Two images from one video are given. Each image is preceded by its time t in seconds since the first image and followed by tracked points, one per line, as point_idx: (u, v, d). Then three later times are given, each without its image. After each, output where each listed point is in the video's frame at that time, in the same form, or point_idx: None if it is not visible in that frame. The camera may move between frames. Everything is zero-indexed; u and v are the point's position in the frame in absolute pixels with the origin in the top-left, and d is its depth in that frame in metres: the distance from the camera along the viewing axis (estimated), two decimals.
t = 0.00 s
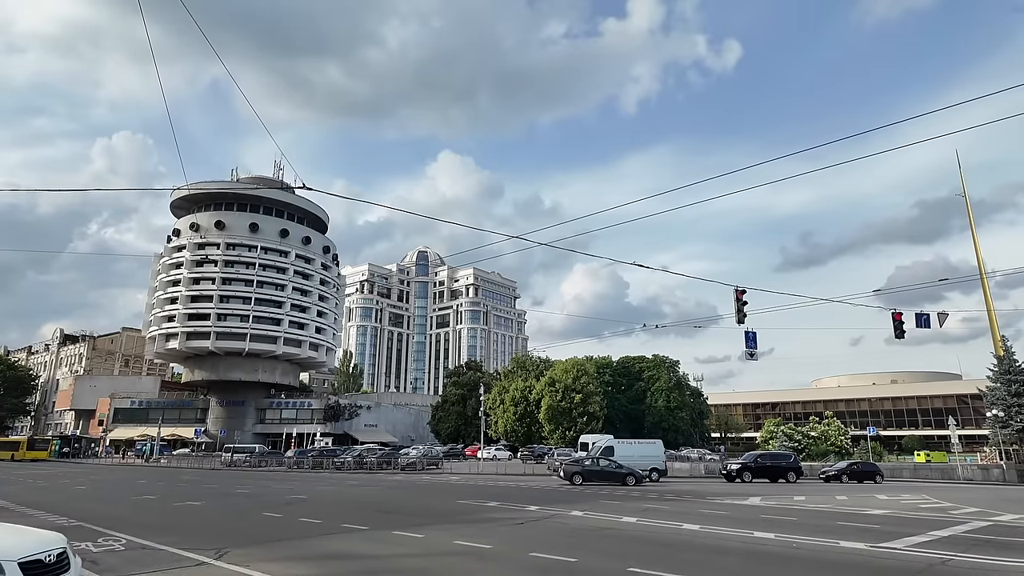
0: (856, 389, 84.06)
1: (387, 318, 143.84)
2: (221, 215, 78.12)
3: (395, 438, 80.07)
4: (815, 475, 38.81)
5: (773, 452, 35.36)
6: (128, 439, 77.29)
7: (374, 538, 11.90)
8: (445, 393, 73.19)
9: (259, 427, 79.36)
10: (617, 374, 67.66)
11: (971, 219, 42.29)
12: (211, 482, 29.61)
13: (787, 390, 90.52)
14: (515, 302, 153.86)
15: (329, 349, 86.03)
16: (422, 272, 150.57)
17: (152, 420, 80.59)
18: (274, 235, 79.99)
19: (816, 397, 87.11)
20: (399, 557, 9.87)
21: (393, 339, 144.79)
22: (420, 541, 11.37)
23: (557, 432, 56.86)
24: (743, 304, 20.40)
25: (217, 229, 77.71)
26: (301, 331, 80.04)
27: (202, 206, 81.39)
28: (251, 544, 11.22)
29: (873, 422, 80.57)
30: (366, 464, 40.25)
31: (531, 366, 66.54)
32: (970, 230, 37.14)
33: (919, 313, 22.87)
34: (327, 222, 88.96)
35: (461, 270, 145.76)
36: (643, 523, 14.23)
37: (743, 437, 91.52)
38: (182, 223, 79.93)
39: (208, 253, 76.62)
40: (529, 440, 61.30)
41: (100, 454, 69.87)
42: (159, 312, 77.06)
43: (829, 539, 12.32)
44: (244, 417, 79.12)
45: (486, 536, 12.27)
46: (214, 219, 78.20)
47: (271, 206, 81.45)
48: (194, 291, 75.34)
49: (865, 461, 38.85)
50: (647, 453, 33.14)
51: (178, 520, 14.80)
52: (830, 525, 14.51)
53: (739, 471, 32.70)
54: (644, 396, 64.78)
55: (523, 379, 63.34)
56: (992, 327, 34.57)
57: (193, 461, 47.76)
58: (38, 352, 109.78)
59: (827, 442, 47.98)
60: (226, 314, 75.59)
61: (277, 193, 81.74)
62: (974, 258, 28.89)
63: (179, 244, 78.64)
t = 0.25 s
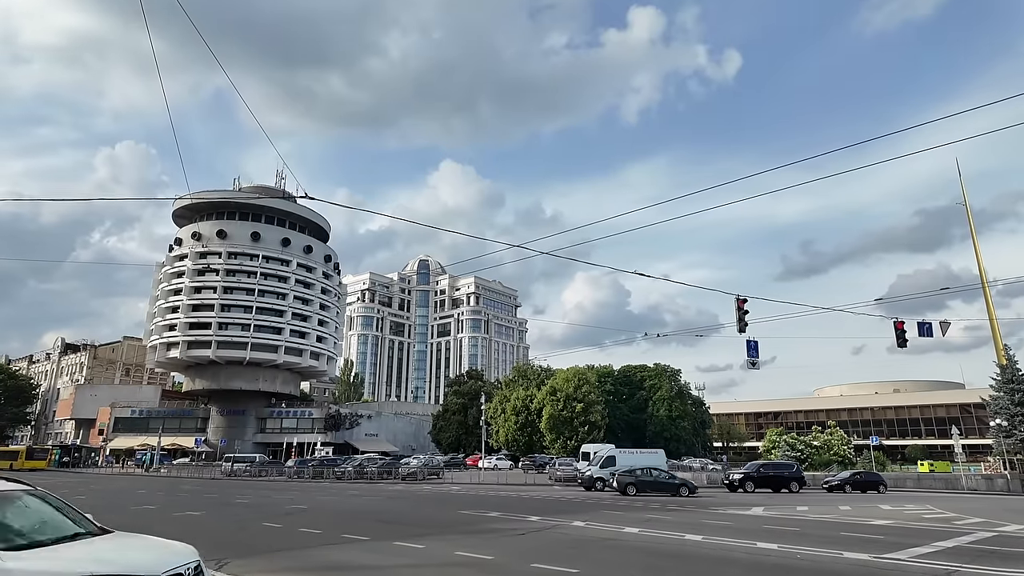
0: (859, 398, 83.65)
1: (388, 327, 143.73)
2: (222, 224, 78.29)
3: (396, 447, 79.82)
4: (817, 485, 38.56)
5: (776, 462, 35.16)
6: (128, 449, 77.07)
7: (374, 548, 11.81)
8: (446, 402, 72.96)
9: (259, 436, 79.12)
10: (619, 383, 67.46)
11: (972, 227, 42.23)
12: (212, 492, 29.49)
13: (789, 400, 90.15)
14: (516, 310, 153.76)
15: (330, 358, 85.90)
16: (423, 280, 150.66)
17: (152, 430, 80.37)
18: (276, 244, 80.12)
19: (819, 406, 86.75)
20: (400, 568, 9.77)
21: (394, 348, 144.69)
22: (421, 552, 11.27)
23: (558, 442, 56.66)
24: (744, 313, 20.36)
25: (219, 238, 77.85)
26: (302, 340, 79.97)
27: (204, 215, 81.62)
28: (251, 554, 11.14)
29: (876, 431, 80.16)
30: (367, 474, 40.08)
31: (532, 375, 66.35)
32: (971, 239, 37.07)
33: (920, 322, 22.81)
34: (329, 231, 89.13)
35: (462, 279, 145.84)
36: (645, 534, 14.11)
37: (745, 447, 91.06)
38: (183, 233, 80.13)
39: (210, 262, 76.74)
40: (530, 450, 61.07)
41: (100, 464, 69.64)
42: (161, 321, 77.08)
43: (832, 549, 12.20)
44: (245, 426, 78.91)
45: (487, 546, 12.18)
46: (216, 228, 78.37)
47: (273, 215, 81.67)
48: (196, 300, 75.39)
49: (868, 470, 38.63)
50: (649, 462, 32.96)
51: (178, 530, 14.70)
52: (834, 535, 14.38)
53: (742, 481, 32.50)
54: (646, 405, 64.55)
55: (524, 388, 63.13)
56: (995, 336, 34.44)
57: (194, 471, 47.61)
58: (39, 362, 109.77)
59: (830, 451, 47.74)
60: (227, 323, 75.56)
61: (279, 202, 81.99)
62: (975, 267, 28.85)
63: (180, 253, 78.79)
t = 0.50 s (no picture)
0: (862, 408, 83.26)
1: (389, 336, 143.57)
2: (225, 234, 78.45)
3: (397, 458, 79.50)
4: (821, 496, 38.25)
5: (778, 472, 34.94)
6: (128, 459, 76.80)
7: (375, 561, 11.66)
8: (446, 412, 72.71)
9: (260, 447, 78.86)
10: (621, 393, 67.23)
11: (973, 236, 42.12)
12: (212, 503, 29.28)
13: (792, 410, 89.75)
14: (517, 320, 153.60)
15: (331, 368, 85.73)
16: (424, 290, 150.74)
17: (152, 440, 80.08)
18: (277, 253, 80.23)
19: (821, 416, 86.35)
20: None
21: (396, 358, 144.50)
22: (421, 565, 11.13)
23: (559, 452, 56.39)
24: (746, 323, 20.29)
25: (220, 248, 77.98)
26: (303, 349, 79.86)
27: (206, 225, 81.82)
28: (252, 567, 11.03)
29: (879, 442, 79.72)
30: (367, 485, 39.81)
31: (534, 385, 66.15)
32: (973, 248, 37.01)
33: (922, 332, 22.73)
34: (330, 241, 89.27)
35: (463, 289, 145.84)
36: (648, 546, 13.97)
37: (747, 457, 90.56)
38: (185, 243, 80.29)
39: (211, 272, 76.85)
40: (531, 460, 60.79)
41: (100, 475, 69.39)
42: (162, 331, 77.08)
43: (837, 561, 12.05)
44: (245, 436, 78.65)
45: (489, 558, 12.02)
46: (218, 238, 78.53)
47: (275, 225, 81.86)
48: (197, 310, 75.42)
49: (871, 481, 38.38)
50: (651, 473, 32.69)
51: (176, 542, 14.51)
52: (839, 547, 14.22)
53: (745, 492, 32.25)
54: (648, 415, 64.30)
55: (525, 398, 62.94)
56: (998, 345, 34.30)
57: (194, 482, 47.42)
58: (40, 372, 109.67)
59: (833, 462, 47.44)
60: (229, 332, 75.50)
61: (280, 212, 82.19)
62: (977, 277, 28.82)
63: (182, 262, 78.91)
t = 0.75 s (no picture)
0: (866, 420, 82.77)
1: (390, 348, 143.37)
2: (227, 245, 78.68)
3: (398, 470, 79.12)
4: (825, 509, 37.89)
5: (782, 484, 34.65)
6: (129, 471, 76.55)
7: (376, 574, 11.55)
8: (448, 424, 72.43)
9: (260, 458, 78.55)
10: (623, 405, 66.96)
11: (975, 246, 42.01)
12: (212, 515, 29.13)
13: (795, 421, 89.30)
14: (519, 331, 153.38)
15: (332, 379, 85.59)
16: (426, 301, 150.81)
17: (153, 452, 79.86)
18: (279, 265, 80.38)
19: (825, 428, 85.88)
20: None
21: (397, 369, 144.23)
22: None
23: (561, 464, 56.06)
24: (749, 334, 20.22)
25: (223, 259, 78.19)
26: (304, 361, 79.76)
27: (209, 237, 82.08)
28: None
29: (883, 454, 79.16)
30: (368, 497, 39.58)
31: (535, 397, 65.91)
32: (975, 259, 36.94)
33: (926, 343, 22.60)
34: (333, 252, 89.43)
35: (465, 300, 145.80)
36: (652, 559, 13.83)
37: (751, 469, 89.98)
38: (188, 254, 80.52)
39: (213, 283, 76.98)
40: (533, 473, 60.42)
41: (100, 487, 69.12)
42: (164, 342, 77.12)
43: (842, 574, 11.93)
44: (246, 448, 78.38)
45: (491, 571, 11.91)
46: (220, 249, 78.75)
47: (277, 236, 82.10)
48: (199, 321, 75.48)
49: (876, 494, 38.07)
50: (654, 486, 32.42)
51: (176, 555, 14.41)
52: (844, 560, 14.07)
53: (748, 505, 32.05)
54: (650, 427, 63.98)
55: (527, 410, 62.71)
56: (1002, 356, 34.09)
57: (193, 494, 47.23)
58: (42, 383, 109.66)
59: (837, 474, 47.08)
60: (230, 344, 75.49)
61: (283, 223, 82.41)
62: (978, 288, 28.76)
63: (185, 274, 79.11)
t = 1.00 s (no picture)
0: (869, 428, 82.40)
1: (391, 355, 143.31)
2: (229, 253, 78.81)
3: (399, 478, 78.81)
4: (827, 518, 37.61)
5: (785, 493, 34.46)
6: (129, 480, 76.32)
7: None
8: (449, 432, 72.22)
9: (261, 467, 78.28)
10: (625, 413, 66.76)
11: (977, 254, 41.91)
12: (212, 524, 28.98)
13: (797, 429, 88.95)
14: (520, 338, 153.19)
15: (333, 387, 85.44)
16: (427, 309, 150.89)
17: (154, 460, 79.66)
18: (281, 273, 80.45)
19: (827, 436, 85.52)
20: None
21: (398, 377, 144.00)
22: None
23: (563, 473, 55.81)
24: (751, 342, 20.15)
25: (224, 267, 78.28)
26: (305, 369, 79.66)
27: (211, 245, 82.22)
28: None
29: (886, 462, 78.74)
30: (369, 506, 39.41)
31: (537, 405, 65.77)
32: (977, 266, 36.88)
33: (928, 350, 22.51)
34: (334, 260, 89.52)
35: (466, 307, 145.74)
36: (653, 569, 13.73)
37: (753, 478, 89.55)
38: (190, 262, 80.65)
39: (215, 291, 77.03)
40: (535, 481, 60.13)
41: (100, 495, 68.91)
42: (165, 350, 77.09)
43: None
44: (246, 457, 78.16)
45: None
46: (222, 257, 78.86)
47: (279, 244, 82.21)
48: (200, 329, 75.48)
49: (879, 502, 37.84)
50: (657, 494, 32.27)
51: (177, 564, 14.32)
52: (848, 570, 13.95)
53: (751, 513, 31.94)
54: (652, 435, 63.76)
55: (528, 418, 62.55)
56: (1004, 364, 33.95)
57: (193, 503, 47.04)
58: (43, 392, 109.61)
59: (840, 483, 46.81)
60: (231, 352, 75.44)
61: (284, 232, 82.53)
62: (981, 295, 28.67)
63: (186, 282, 79.21)
